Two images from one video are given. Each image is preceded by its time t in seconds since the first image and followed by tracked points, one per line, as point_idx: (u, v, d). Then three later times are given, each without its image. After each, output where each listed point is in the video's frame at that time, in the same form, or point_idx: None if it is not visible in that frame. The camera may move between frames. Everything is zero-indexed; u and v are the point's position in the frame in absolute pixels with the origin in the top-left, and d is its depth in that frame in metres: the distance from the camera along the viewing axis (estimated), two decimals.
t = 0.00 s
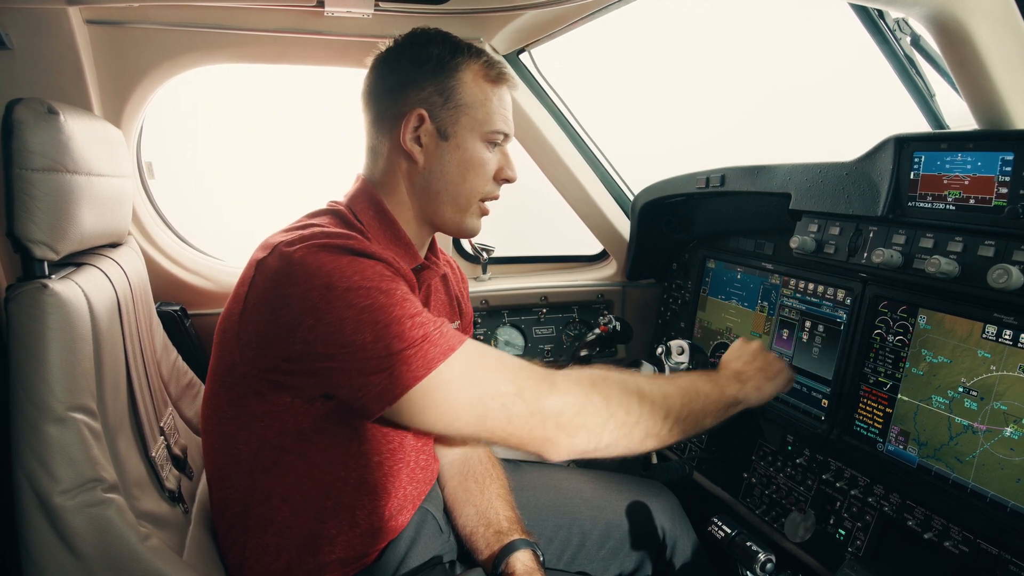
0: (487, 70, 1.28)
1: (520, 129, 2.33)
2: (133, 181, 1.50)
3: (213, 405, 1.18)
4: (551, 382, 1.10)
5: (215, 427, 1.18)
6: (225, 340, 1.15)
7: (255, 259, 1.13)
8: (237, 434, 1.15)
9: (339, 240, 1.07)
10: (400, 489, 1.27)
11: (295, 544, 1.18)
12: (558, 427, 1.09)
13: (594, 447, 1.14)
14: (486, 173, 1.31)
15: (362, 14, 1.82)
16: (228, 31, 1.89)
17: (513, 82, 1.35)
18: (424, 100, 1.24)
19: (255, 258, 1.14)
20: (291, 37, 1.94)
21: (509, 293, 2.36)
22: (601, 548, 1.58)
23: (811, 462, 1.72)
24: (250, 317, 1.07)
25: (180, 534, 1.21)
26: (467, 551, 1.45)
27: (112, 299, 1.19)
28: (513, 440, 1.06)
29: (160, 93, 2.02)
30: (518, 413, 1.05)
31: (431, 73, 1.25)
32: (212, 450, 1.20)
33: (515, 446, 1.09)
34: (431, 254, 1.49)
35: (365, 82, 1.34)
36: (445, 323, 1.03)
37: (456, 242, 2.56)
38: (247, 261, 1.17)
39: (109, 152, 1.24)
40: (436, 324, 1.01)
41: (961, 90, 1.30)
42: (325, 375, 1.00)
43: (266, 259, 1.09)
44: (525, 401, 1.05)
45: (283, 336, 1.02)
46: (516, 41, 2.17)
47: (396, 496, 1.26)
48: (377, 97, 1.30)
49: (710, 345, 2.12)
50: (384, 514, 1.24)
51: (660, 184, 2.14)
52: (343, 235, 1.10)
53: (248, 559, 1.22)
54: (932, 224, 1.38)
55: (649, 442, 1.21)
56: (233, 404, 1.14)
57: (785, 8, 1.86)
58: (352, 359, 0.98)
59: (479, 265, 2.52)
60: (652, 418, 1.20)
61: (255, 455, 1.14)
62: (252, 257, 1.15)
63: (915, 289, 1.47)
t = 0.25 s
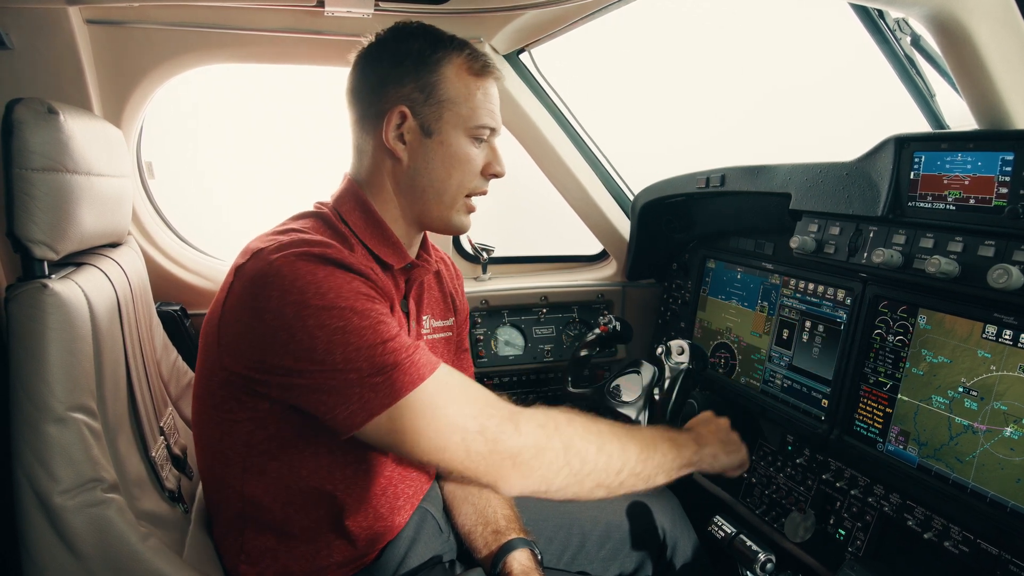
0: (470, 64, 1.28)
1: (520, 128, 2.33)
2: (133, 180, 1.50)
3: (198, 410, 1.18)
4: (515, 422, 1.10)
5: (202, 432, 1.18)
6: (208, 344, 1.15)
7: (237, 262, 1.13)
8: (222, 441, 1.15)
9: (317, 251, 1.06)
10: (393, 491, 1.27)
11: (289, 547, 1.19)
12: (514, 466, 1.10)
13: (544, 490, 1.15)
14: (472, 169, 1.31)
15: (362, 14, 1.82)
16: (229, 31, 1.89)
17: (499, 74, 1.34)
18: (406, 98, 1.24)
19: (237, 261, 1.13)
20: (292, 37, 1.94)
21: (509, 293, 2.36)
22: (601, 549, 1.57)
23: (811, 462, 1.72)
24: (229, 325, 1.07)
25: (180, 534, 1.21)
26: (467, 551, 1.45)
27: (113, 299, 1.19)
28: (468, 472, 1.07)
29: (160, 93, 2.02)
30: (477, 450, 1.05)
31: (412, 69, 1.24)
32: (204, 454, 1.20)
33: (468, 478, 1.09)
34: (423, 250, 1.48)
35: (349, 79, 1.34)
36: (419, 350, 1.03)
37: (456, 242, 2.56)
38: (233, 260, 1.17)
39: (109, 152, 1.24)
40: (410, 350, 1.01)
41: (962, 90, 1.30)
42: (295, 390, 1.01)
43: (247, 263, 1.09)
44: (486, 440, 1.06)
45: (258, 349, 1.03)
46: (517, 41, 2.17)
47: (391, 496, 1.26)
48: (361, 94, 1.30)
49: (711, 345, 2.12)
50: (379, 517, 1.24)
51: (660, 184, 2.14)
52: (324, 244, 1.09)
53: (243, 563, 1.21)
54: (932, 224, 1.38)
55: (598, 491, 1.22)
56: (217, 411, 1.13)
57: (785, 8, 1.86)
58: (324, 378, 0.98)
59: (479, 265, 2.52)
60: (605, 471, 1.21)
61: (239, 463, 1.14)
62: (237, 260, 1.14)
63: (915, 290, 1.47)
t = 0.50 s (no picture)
0: (454, 61, 1.27)
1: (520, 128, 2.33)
2: (134, 181, 1.50)
3: (192, 415, 1.18)
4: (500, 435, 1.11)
5: (196, 436, 1.18)
6: (200, 350, 1.14)
7: (228, 267, 1.13)
8: (214, 447, 1.14)
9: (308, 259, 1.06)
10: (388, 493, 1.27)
11: (286, 549, 1.19)
12: (501, 476, 1.10)
13: (528, 501, 1.15)
14: (459, 168, 1.30)
15: (363, 14, 1.82)
16: (229, 31, 1.89)
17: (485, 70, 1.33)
18: (390, 97, 1.24)
19: (227, 266, 1.13)
20: (292, 37, 1.94)
21: (509, 293, 2.36)
22: (601, 549, 1.56)
23: (811, 462, 1.72)
24: (220, 333, 1.08)
25: (180, 533, 1.22)
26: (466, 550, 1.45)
27: (112, 299, 1.19)
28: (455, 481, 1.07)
29: (160, 94, 2.02)
30: (464, 460, 1.05)
31: (396, 68, 1.24)
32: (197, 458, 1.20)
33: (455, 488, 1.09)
34: (417, 247, 1.47)
35: (334, 77, 1.33)
36: (409, 361, 1.03)
37: (456, 242, 2.57)
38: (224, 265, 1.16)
39: (109, 152, 1.24)
40: (400, 361, 1.01)
41: (961, 90, 1.30)
42: (285, 400, 1.01)
43: (236, 271, 1.08)
44: (473, 450, 1.06)
45: (248, 358, 1.03)
46: (517, 41, 2.17)
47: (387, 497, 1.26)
48: (346, 92, 1.29)
49: (710, 344, 2.12)
50: (375, 518, 1.24)
51: (660, 184, 2.14)
52: (315, 250, 1.09)
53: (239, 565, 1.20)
54: (931, 224, 1.38)
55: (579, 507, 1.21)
56: (210, 418, 1.13)
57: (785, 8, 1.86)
58: (312, 389, 0.98)
59: (479, 265, 2.52)
60: (589, 489, 1.21)
61: (235, 468, 1.14)
62: (226, 265, 1.14)
63: (914, 290, 1.47)
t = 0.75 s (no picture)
0: (456, 63, 1.26)
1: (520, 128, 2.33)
2: (134, 181, 1.50)
3: (201, 415, 1.18)
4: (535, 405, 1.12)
5: (205, 437, 1.18)
6: (211, 351, 1.14)
7: (237, 270, 1.12)
8: (226, 445, 1.14)
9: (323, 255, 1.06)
10: (391, 494, 1.27)
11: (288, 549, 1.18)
12: (539, 447, 1.11)
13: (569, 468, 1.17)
14: (460, 171, 1.30)
15: (363, 14, 1.82)
16: (229, 31, 1.89)
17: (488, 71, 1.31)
18: (390, 100, 1.24)
19: (237, 269, 1.13)
20: (292, 37, 1.94)
21: (509, 293, 2.36)
22: (601, 548, 1.58)
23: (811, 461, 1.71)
24: (234, 334, 1.07)
25: (180, 533, 1.22)
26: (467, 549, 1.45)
27: (113, 299, 1.19)
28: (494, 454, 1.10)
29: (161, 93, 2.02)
30: (502, 433, 1.07)
31: (396, 71, 1.23)
32: (203, 457, 1.20)
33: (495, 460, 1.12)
34: (417, 248, 1.48)
35: (336, 77, 1.34)
36: (432, 342, 1.03)
37: (456, 242, 2.57)
38: (229, 271, 1.16)
39: (109, 152, 1.24)
40: (423, 344, 1.02)
41: (961, 90, 1.30)
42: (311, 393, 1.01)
43: (249, 272, 1.08)
44: (509, 423, 1.08)
45: (268, 356, 1.02)
46: (517, 41, 2.17)
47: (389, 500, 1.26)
48: (349, 92, 1.30)
49: (711, 344, 2.12)
50: (377, 520, 1.24)
51: (659, 184, 2.14)
52: (328, 247, 1.09)
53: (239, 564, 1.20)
54: (932, 224, 1.38)
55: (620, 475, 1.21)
56: (222, 416, 1.13)
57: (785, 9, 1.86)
58: (339, 380, 0.98)
59: (479, 265, 2.52)
60: (631, 452, 1.20)
61: (247, 466, 1.14)
62: (236, 268, 1.14)
63: (914, 290, 1.47)
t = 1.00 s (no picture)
0: (469, 68, 1.26)
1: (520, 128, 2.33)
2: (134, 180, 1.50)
3: (209, 415, 1.18)
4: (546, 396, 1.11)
5: (213, 437, 1.18)
6: (221, 352, 1.14)
7: (247, 271, 1.13)
8: (234, 444, 1.14)
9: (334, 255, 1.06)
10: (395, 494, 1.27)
11: (292, 549, 1.18)
12: (553, 439, 1.10)
13: (588, 459, 1.16)
14: (471, 175, 1.30)
15: (362, 14, 1.82)
16: (228, 31, 1.89)
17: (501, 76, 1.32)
18: (403, 103, 1.24)
19: (247, 269, 1.13)
20: (292, 37, 1.95)
21: (509, 293, 2.37)
22: (600, 548, 1.58)
23: (811, 461, 1.71)
24: (244, 334, 1.07)
25: (181, 533, 1.22)
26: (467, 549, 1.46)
27: (114, 298, 1.19)
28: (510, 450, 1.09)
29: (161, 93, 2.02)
30: (515, 427, 1.06)
31: (409, 74, 1.23)
32: (209, 457, 1.21)
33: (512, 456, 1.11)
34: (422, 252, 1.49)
35: (348, 79, 1.34)
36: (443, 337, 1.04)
37: (456, 241, 2.57)
38: (239, 271, 1.16)
39: (110, 151, 1.24)
40: (434, 340, 1.02)
41: (960, 90, 1.30)
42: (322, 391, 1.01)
43: (260, 272, 1.08)
44: (522, 417, 1.07)
45: (280, 354, 1.02)
46: (517, 41, 2.17)
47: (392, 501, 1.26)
48: (360, 94, 1.30)
49: (710, 344, 2.12)
50: (380, 520, 1.24)
51: (659, 184, 2.14)
52: (338, 247, 1.09)
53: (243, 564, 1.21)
54: (931, 223, 1.38)
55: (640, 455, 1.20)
56: (230, 416, 1.13)
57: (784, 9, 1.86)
58: (351, 378, 0.98)
59: (479, 265, 2.53)
60: (645, 432, 1.19)
61: (255, 465, 1.14)
62: (246, 268, 1.14)
63: (913, 290, 1.48)
